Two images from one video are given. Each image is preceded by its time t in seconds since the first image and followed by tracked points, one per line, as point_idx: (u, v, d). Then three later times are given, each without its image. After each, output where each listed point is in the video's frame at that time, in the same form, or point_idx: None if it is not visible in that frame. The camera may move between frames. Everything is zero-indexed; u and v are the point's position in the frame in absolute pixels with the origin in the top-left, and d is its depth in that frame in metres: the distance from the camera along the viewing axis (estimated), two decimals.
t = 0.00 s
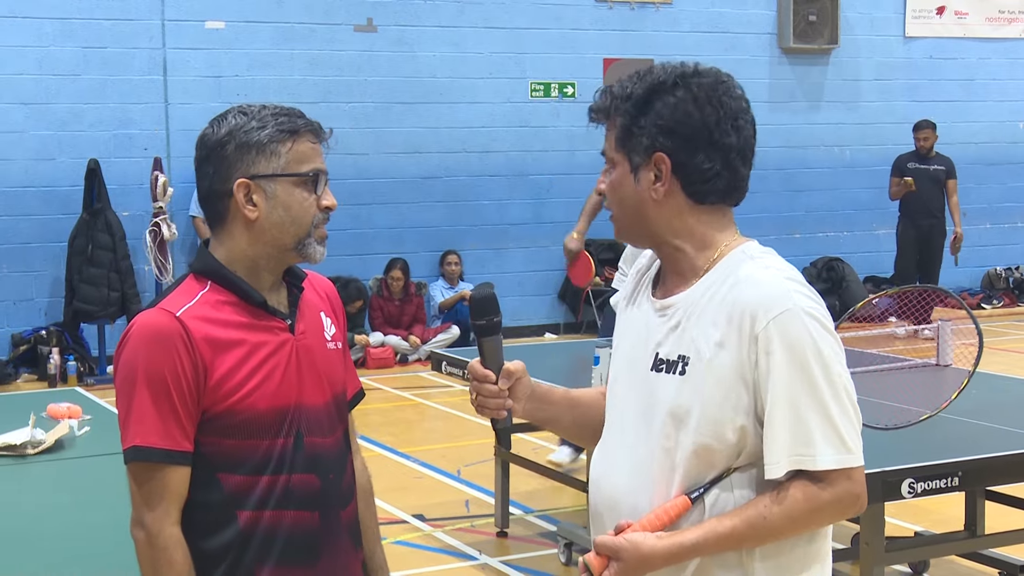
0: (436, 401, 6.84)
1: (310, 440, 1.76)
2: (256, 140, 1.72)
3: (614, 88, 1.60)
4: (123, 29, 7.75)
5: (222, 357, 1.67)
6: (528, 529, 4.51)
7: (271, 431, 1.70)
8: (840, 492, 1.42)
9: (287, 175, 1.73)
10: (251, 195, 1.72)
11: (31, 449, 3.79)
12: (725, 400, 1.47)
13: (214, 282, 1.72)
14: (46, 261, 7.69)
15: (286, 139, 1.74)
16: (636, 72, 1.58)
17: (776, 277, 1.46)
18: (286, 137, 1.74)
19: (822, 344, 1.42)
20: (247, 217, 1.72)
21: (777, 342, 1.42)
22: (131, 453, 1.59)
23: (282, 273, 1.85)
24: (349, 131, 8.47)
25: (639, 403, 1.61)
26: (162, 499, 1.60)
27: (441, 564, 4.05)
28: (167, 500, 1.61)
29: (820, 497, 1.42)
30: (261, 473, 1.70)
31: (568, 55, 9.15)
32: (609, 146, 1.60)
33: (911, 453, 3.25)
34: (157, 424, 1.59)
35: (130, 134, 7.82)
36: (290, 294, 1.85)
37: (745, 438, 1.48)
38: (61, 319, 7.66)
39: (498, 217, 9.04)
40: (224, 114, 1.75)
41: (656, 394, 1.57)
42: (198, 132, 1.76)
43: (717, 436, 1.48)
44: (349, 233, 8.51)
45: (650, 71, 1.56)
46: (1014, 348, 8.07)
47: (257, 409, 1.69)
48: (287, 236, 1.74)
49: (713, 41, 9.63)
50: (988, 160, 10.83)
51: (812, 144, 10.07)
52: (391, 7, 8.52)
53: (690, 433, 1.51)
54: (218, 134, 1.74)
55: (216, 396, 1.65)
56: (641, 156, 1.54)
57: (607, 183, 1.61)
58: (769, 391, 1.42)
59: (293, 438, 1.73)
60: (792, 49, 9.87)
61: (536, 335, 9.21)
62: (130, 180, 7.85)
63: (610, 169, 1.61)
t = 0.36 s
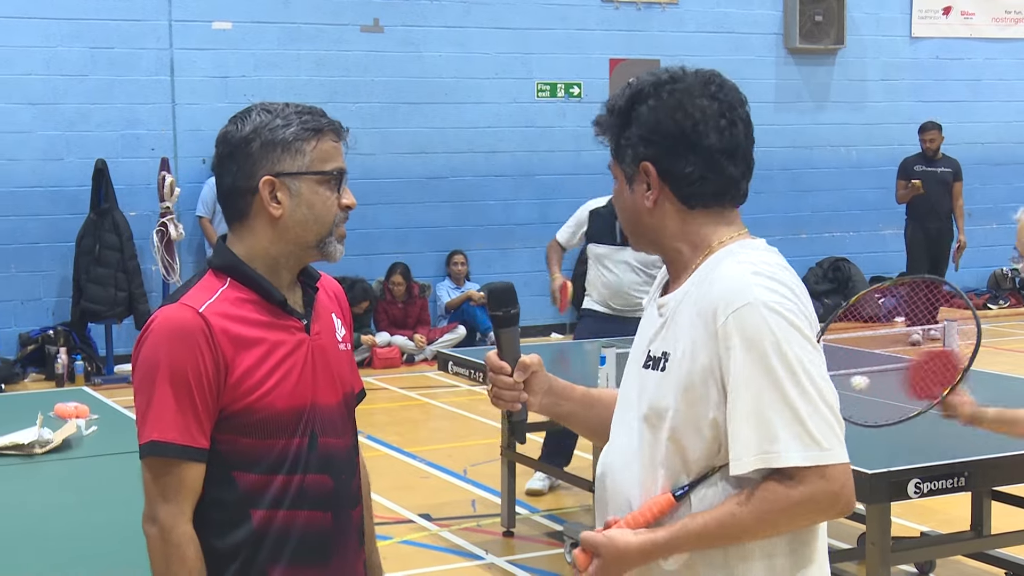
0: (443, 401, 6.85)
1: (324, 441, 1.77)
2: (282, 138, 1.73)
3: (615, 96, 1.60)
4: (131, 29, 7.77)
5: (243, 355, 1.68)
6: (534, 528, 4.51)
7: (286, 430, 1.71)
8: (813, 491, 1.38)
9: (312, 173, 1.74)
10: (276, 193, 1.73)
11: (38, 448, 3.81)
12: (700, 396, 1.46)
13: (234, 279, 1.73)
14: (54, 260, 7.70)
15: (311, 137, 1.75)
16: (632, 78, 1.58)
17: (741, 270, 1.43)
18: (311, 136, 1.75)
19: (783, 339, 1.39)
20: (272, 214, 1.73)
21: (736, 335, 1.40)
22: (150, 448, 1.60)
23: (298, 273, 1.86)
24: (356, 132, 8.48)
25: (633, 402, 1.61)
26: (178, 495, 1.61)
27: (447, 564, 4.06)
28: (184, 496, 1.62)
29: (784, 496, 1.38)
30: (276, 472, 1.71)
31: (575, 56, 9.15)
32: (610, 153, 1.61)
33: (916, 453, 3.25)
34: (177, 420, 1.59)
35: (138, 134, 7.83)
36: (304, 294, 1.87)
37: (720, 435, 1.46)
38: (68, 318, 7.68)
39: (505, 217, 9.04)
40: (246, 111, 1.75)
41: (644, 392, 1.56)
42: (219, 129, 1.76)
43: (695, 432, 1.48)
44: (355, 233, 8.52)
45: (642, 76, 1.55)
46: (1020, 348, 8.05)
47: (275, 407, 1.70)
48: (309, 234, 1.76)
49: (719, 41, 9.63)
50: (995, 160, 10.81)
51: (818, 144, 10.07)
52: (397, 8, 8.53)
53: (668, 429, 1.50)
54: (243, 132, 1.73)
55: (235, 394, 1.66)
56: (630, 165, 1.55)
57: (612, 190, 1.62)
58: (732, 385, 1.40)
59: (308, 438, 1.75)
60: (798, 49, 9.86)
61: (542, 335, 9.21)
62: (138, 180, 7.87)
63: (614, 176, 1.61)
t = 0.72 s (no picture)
0: (449, 401, 6.86)
1: (332, 443, 1.79)
2: (289, 143, 1.73)
3: (613, 98, 1.56)
4: (138, 30, 7.79)
5: (256, 359, 1.68)
6: (539, 528, 4.52)
7: (299, 433, 1.73)
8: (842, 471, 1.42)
9: (317, 179, 1.74)
10: (280, 197, 1.73)
11: (46, 448, 3.82)
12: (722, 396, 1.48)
13: (241, 282, 1.72)
14: (61, 260, 7.72)
15: (318, 143, 1.76)
16: (633, 82, 1.57)
17: (754, 266, 1.47)
18: (318, 141, 1.76)
19: (807, 327, 1.43)
20: (276, 219, 1.73)
21: (763, 328, 1.43)
22: (171, 452, 1.59)
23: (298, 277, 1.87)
24: (362, 132, 8.50)
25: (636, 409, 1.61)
26: (201, 499, 1.61)
27: (453, 563, 4.07)
28: (207, 500, 1.62)
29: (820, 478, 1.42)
30: (288, 475, 1.72)
31: (580, 56, 9.17)
32: (621, 157, 1.55)
33: (921, 453, 3.26)
34: (198, 423, 1.59)
35: (145, 134, 7.85)
36: (305, 296, 1.88)
37: (744, 430, 1.49)
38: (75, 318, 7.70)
39: (510, 217, 9.05)
40: (254, 113, 1.76)
41: (652, 397, 1.57)
42: (226, 130, 1.76)
43: (717, 430, 1.50)
44: (361, 233, 8.53)
45: (651, 81, 1.56)
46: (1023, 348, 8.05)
47: (288, 410, 1.71)
48: (312, 239, 1.76)
49: (725, 42, 9.64)
50: (1000, 160, 10.80)
51: (823, 144, 10.07)
52: (403, 8, 8.55)
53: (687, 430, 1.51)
54: (251, 134, 1.74)
55: (249, 397, 1.67)
56: (670, 165, 1.54)
57: (619, 196, 1.56)
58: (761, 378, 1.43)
59: (318, 440, 1.76)
60: (803, 50, 9.88)
61: (547, 335, 9.22)
62: (145, 180, 7.88)
63: (620, 182, 1.56)
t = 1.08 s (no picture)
0: (453, 400, 6.87)
1: (332, 443, 1.80)
2: (283, 144, 1.74)
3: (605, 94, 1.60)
4: (144, 31, 7.80)
5: (252, 359, 1.69)
6: (543, 527, 4.53)
7: (297, 432, 1.73)
8: (837, 441, 1.54)
9: (310, 181, 1.74)
10: (273, 199, 1.74)
11: (51, 447, 3.84)
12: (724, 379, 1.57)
13: (238, 283, 1.73)
14: (67, 260, 7.73)
15: (313, 145, 1.75)
16: (614, 80, 1.62)
17: (748, 255, 1.59)
18: (313, 144, 1.76)
19: (802, 310, 1.55)
20: (268, 220, 1.74)
21: (765, 309, 1.53)
22: (166, 452, 1.60)
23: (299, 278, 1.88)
24: (366, 132, 8.51)
25: (622, 401, 1.67)
26: (196, 500, 1.62)
27: (457, 562, 4.09)
28: (201, 499, 1.62)
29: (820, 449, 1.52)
30: (286, 475, 1.73)
31: (585, 57, 9.18)
32: (620, 151, 1.59)
33: (925, 453, 3.28)
34: (192, 423, 1.60)
35: (150, 135, 7.87)
36: (307, 298, 1.90)
37: (744, 412, 1.58)
38: (81, 318, 7.72)
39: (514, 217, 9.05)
40: (253, 114, 1.77)
41: (644, 387, 1.63)
42: (228, 130, 1.78)
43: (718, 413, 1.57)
44: (365, 233, 8.54)
45: (631, 80, 1.63)
46: None
47: (285, 410, 1.72)
48: (306, 241, 1.76)
49: (728, 42, 9.65)
50: (1003, 160, 10.81)
51: (827, 145, 10.08)
52: (409, 9, 8.56)
53: (690, 415, 1.59)
54: (246, 135, 1.76)
55: (245, 397, 1.68)
56: (659, 159, 1.61)
57: (618, 189, 1.59)
58: (766, 356, 1.53)
59: (316, 441, 1.77)
60: (807, 50, 9.89)
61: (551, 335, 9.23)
62: (150, 181, 7.90)
63: (616, 175, 1.59)
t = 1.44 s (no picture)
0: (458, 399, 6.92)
1: (338, 443, 1.84)
2: (289, 144, 1.77)
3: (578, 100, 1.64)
4: (152, 34, 7.84)
5: (254, 359, 1.73)
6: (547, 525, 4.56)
7: (301, 432, 1.77)
8: (812, 425, 1.64)
9: (316, 180, 1.77)
10: (280, 198, 1.77)
11: (60, 446, 3.89)
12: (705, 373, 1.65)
13: (245, 283, 1.77)
14: (76, 260, 7.78)
15: (319, 144, 1.79)
16: (585, 86, 1.66)
17: (721, 253, 1.68)
18: (319, 143, 1.79)
19: (776, 304, 1.64)
20: (276, 218, 1.78)
21: (742, 304, 1.62)
22: (162, 449, 1.64)
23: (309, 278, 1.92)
24: (371, 133, 8.55)
25: (604, 400, 1.72)
26: (192, 497, 1.66)
27: (463, 560, 4.14)
28: (198, 497, 1.66)
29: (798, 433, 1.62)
30: (289, 475, 1.77)
31: (589, 60, 9.21)
32: (596, 156, 1.64)
33: (926, 451, 3.32)
34: (189, 422, 1.64)
35: (157, 136, 7.91)
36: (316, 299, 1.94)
37: (724, 405, 1.66)
38: (89, 317, 7.76)
39: (518, 218, 9.07)
40: (260, 116, 1.81)
41: (625, 386, 1.69)
42: (235, 132, 1.82)
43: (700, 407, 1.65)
44: (371, 233, 8.59)
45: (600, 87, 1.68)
46: None
47: (287, 410, 1.75)
48: (314, 240, 1.80)
49: (731, 45, 9.68)
50: (1004, 161, 10.84)
51: (829, 146, 10.12)
52: (415, 12, 8.59)
53: (675, 411, 1.66)
54: (253, 136, 1.79)
55: (246, 398, 1.71)
56: (628, 163, 1.68)
57: (594, 194, 1.64)
58: (745, 348, 1.61)
59: (321, 441, 1.81)
60: (809, 52, 9.92)
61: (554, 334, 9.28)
62: (158, 182, 7.95)
63: (592, 180, 1.65)
